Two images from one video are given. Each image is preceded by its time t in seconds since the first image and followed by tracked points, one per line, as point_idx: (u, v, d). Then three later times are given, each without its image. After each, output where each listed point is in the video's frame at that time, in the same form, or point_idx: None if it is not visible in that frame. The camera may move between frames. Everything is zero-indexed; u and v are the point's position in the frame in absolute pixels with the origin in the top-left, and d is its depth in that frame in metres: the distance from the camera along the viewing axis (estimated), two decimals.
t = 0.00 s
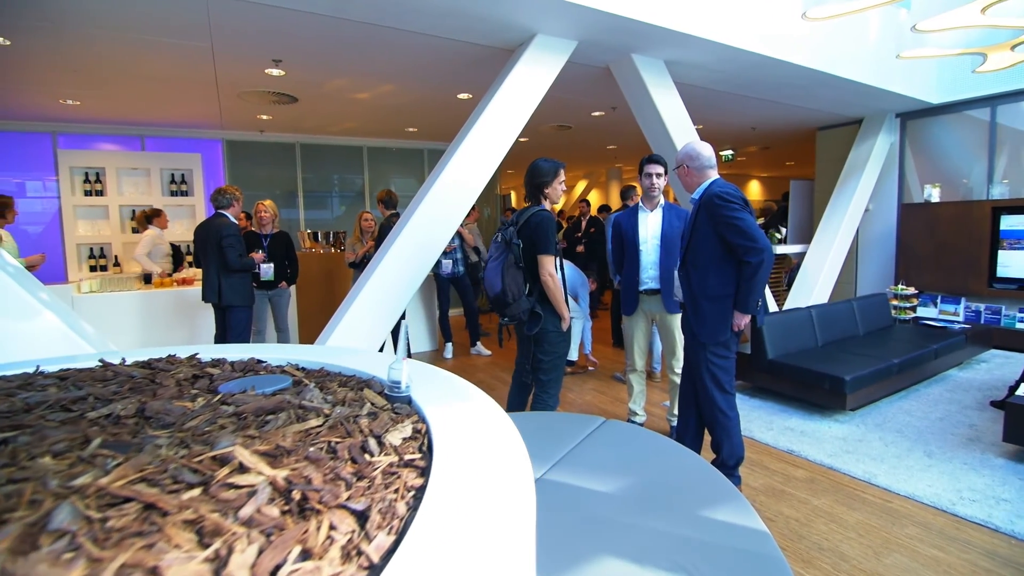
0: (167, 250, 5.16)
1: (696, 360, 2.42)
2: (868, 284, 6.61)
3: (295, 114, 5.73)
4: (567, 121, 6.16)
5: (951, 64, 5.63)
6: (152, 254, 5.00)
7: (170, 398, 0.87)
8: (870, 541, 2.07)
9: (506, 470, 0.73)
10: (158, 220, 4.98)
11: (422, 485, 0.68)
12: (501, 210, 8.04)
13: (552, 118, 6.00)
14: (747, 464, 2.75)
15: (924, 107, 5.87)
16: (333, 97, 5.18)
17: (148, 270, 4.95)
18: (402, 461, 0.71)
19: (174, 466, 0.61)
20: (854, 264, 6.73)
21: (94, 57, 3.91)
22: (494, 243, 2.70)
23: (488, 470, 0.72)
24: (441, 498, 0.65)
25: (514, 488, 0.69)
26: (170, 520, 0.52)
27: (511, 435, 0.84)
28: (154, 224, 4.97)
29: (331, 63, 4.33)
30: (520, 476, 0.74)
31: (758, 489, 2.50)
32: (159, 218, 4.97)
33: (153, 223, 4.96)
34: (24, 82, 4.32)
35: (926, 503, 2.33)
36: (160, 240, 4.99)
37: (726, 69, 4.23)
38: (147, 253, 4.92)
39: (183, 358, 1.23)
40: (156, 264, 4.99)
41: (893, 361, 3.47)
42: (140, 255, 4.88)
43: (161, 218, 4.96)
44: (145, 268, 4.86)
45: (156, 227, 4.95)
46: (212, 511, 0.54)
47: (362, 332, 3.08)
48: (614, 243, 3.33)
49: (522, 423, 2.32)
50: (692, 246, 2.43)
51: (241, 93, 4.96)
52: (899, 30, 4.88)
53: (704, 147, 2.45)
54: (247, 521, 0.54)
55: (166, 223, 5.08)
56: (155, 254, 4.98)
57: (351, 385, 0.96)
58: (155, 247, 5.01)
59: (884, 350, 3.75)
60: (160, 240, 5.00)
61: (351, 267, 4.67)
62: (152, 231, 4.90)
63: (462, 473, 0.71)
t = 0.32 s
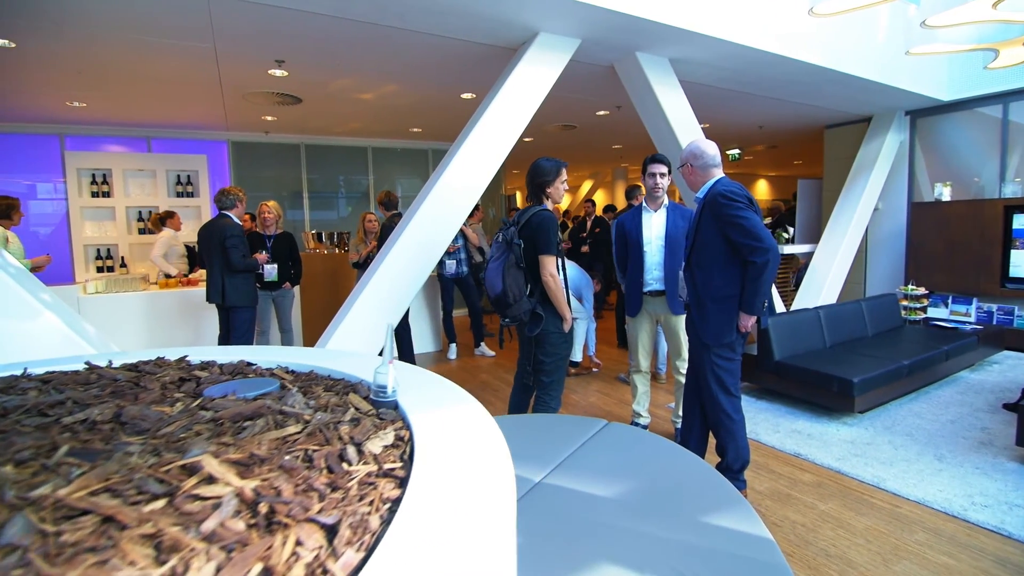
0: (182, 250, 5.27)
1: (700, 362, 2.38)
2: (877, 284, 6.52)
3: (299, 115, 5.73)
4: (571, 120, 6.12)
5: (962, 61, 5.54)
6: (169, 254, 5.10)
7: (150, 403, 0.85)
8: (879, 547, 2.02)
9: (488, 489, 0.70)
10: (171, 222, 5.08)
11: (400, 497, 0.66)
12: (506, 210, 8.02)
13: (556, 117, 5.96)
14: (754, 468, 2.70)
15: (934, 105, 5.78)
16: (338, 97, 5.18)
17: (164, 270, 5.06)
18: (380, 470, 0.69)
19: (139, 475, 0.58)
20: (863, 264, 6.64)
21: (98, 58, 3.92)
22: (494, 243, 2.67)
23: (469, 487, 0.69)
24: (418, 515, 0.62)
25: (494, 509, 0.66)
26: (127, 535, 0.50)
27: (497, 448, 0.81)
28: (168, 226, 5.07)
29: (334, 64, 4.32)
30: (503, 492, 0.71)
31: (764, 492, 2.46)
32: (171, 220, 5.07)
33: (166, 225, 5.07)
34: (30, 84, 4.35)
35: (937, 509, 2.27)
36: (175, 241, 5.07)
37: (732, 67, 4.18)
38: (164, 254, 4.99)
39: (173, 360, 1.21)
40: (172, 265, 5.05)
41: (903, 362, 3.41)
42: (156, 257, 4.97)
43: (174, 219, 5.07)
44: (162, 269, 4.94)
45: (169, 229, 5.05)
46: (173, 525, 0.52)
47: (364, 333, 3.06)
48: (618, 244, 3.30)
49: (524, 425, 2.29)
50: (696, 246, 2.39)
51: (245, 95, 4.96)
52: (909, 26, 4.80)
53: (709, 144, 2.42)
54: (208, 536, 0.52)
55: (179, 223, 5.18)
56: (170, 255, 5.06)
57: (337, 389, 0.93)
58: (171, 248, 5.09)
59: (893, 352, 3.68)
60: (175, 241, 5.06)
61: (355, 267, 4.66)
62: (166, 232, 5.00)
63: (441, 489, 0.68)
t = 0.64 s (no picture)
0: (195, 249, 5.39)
1: (703, 365, 2.33)
2: (886, 284, 6.43)
3: (302, 116, 5.72)
4: (575, 120, 6.08)
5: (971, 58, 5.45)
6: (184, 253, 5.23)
7: (125, 410, 0.82)
8: (887, 555, 1.97)
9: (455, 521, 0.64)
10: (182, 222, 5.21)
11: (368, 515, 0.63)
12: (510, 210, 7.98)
13: (560, 117, 5.92)
14: (759, 473, 2.65)
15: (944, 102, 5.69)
16: (340, 98, 5.17)
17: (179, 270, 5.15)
18: (352, 484, 0.65)
19: (94, 490, 0.55)
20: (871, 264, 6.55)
21: (101, 61, 3.93)
22: (494, 244, 2.63)
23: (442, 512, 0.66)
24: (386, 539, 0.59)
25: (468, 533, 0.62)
26: (70, 555, 0.47)
27: (478, 463, 0.77)
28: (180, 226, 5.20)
29: (336, 64, 4.31)
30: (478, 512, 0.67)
31: (769, 498, 2.41)
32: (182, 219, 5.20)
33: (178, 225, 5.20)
34: (33, 86, 4.36)
35: (947, 515, 2.22)
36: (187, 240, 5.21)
37: (737, 65, 4.13)
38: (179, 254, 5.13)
39: (158, 365, 1.18)
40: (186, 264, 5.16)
41: (912, 365, 3.35)
42: (173, 257, 5.02)
43: (185, 220, 5.20)
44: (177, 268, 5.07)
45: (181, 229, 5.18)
46: (122, 545, 0.49)
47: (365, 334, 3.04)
48: (620, 245, 3.26)
49: (524, 427, 2.26)
50: (699, 246, 2.35)
51: (248, 96, 4.96)
52: (918, 22, 4.73)
53: (713, 142, 2.37)
54: (158, 558, 0.49)
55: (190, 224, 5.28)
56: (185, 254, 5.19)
57: (318, 396, 0.91)
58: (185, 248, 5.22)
59: (902, 354, 3.62)
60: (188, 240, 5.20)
61: (358, 269, 4.65)
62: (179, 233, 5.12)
63: (414, 511, 0.65)
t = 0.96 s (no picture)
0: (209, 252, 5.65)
1: (704, 369, 2.30)
2: (895, 285, 6.35)
3: (305, 118, 5.72)
4: (578, 121, 6.05)
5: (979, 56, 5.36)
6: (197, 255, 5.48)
7: (96, 419, 0.80)
8: (893, 564, 1.92)
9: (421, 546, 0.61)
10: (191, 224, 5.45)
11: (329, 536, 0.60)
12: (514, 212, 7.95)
13: (563, 118, 5.89)
14: (763, 478, 2.60)
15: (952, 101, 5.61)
16: (342, 100, 5.16)
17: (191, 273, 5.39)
18: (317, 501, 0.63)
19: (43, 506, 0.53)
20: (879, 265, 6.47)
21: (104, 64, 3.94)
22: (493, 246, 2.59)
23: (402, 541, 0.63)
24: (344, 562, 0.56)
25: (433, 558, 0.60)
26: None
27: (450, 483, 0.74)
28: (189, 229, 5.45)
29: (336, 66, 4.30)
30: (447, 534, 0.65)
31: (772, 504, 2.36)
32: (192, 222, 5.45)
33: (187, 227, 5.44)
34: (38, 90, 4.39)
35: (956, 523, 2.16)
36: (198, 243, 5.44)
37: (740, 64, 4.08)
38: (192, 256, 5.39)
39: (141, 371, 1.16)
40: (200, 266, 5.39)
41: (921, 367, 3.29)
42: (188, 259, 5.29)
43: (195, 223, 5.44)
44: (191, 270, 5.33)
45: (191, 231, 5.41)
46: (59, 568, 0.46)
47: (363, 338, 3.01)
48: (621, 247, 3.21)
49: (521, 432, 2.23)
50: (700, 248, 2.31)
51: (251, 99, 4.96)
52: (925, 19, 4.66)
53: (715, 141, 2.33)
54: None
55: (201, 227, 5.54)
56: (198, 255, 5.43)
57: (296, 405, 0.88)
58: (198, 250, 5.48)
59: (909, 357, 3.55)
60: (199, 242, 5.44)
61: (359, 271, 4.64)
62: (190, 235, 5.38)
63: (373, 539, 0.61)
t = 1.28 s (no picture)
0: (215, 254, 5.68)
1: (704, 374, 2.26)
2: (903, 288, 6.27)
3: (308, 121, 5.73)
4: (581, 123, 6.02)
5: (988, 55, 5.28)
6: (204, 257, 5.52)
7: (67, 429, 0.79)
8: None
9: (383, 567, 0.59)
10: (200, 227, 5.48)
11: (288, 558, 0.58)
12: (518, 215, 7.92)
13: (567, 120, 5.87)
14: (766, 485, 2.56)
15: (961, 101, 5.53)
16: (343, 104, 5.16)
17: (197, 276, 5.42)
18: (279, 521, 0.62)
19: None
20: (887, 268, 6.39)
21: (106, 69, 3.96)
22: (492, 250, 2.56)
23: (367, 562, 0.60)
24: None
25: None
26: None
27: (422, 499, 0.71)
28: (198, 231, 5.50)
29: (337, 69, 4.30)
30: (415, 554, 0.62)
31: (776, 512, 2.32)
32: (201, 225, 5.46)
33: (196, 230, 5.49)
34: (43, 95, 4.42)
35: (965, 533, 2.11)
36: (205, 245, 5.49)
37: (743, 65, 4.04)
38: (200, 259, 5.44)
39: (124, 379, 1.14)
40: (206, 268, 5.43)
41: (929, 373, 3.23)
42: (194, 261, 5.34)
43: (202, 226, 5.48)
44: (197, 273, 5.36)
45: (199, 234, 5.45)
46: None
47: (362, 342, 2.98)
48: (624, 249, 3.18)
49: (519, 438, 2.20)
50: (700, 251, 2.27)
51: (254, 102, 4.97)
52: (932, 18, 4.60)
53: (716, 144, 2.31)
54: None
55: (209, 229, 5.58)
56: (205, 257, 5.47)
57: (271, 417, 0.87)
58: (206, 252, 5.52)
59: (917, 361, 3.49)
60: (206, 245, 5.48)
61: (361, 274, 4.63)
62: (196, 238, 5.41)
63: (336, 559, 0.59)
